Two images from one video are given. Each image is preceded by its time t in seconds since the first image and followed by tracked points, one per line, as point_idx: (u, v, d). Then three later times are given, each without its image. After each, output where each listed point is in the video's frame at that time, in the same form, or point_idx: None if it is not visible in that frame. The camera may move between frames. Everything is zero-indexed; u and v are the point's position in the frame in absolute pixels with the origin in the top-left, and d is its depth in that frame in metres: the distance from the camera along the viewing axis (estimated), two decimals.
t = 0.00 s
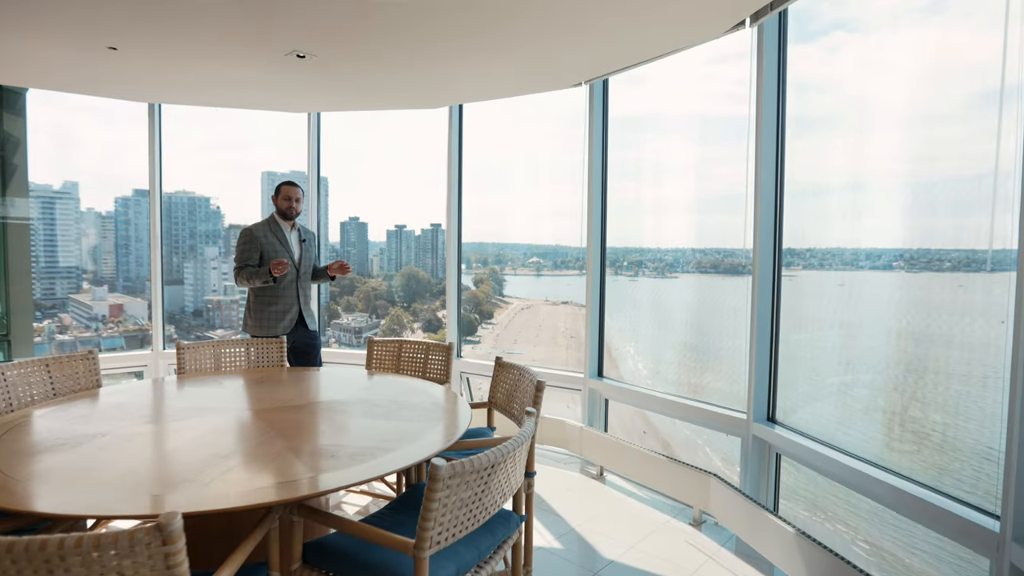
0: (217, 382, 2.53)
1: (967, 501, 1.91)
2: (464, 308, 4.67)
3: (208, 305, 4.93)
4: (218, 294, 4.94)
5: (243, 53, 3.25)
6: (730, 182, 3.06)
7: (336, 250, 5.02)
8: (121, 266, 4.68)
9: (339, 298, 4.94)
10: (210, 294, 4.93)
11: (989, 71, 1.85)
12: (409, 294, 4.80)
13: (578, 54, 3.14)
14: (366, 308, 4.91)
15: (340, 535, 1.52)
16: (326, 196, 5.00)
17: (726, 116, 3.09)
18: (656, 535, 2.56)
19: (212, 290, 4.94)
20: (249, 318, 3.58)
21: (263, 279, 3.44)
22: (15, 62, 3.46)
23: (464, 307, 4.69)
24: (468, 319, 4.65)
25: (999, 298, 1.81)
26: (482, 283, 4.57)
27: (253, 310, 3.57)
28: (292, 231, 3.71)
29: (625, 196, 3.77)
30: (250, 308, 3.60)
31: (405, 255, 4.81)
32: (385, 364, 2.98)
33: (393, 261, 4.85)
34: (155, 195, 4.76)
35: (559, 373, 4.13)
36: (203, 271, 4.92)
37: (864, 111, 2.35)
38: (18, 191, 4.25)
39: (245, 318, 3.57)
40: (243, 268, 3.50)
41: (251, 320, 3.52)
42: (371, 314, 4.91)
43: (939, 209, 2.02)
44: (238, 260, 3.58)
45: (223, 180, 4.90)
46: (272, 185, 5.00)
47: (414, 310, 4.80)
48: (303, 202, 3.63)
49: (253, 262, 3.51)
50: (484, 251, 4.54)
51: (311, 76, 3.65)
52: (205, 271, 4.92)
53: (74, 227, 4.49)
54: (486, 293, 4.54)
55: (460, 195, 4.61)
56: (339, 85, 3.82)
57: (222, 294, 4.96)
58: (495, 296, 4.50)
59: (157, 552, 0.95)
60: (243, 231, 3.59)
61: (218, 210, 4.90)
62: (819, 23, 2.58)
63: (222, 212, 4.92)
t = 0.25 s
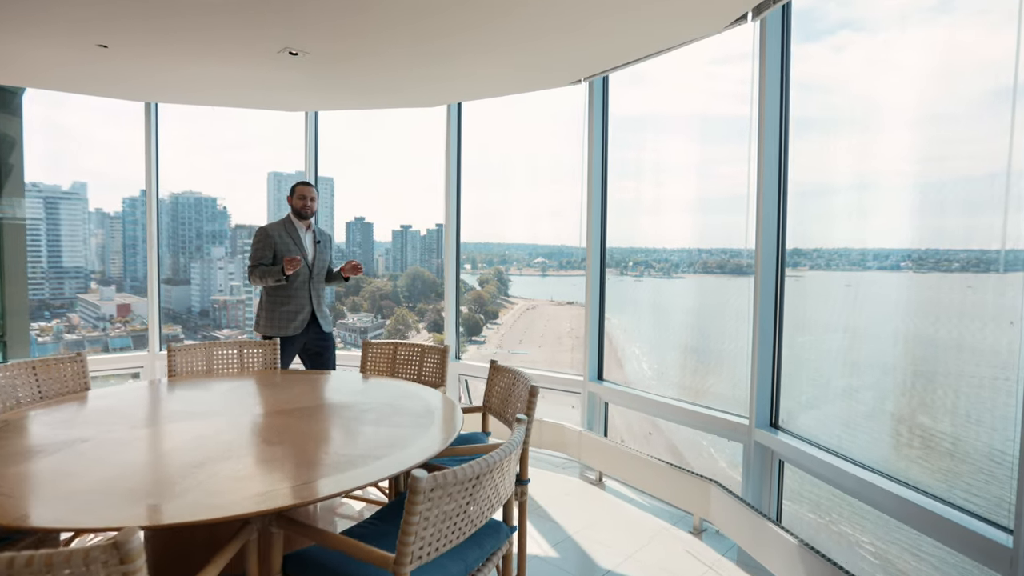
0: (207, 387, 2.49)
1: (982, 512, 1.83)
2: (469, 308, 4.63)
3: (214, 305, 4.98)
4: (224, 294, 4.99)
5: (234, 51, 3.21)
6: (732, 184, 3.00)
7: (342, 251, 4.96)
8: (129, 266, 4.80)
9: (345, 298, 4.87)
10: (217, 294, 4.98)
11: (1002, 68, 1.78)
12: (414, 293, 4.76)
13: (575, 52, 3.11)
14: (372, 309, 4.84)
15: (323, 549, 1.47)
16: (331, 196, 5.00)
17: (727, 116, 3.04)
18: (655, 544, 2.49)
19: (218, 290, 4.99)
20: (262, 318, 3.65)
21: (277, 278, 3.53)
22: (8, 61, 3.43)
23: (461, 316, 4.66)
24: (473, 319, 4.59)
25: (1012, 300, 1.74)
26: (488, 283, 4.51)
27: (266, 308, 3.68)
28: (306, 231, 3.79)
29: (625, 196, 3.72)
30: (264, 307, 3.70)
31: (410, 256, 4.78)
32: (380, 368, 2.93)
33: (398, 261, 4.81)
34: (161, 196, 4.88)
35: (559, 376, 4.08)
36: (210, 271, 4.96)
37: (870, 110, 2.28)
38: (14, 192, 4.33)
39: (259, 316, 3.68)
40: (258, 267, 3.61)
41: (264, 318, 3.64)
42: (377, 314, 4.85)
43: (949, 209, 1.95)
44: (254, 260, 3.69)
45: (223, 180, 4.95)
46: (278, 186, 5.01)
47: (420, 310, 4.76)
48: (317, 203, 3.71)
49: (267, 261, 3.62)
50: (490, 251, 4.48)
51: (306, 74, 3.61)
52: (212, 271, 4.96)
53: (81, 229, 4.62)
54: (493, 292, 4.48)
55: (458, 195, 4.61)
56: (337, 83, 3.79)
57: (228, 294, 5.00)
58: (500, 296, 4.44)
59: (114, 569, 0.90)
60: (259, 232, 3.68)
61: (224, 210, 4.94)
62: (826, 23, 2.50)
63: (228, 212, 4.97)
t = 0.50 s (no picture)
0: (195, 392, 2.45)
1: (994, 524, 1.76)
2: (472, 308, 4.59)
3: (220, 305, 5.07)
4: (230, 294, 5.08)
5: (223, 43, 3.16)
6: (733, 183, 2.94)
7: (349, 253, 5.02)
8: (136, 266, 4.86)
9: (350, 297, 4.86)
10: (223, 294, 5.07)
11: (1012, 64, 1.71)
12: (419, 293, 4.76)
13: (574, 49, 3.06)
14: (377, 308, 4.85)
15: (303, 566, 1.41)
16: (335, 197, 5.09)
17: (727, 115, 2.98)
18: (654, 553, 2.43)
19: (224, 290, 5.07)
20: (275, 319, 3.62)
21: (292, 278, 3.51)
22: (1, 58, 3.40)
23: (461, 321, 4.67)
24: (478, 318, 4.54)
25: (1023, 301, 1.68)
26: (492, 283, 4.45)
27: (280, 310, 3.63)
28: (322, 232, 3.81)
29: (625, 196, 3.66)
30: (278, 308, 3.65)
31: (415, 256, 4.79)
32: (374, 371, 2.88)
33: (402, 261, 4.83)
34: (169, 195, 4.93)
35: (558, 380, 4.04)
36: (216, 271, 5.04)
37: (876, 110, 2.21)
38: (10, 192, 4.35)
39: (273, 318, 3.64)
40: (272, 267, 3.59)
41: (278, 319, 3.62)
42: (382, 314, 4.87)
43: (958, 207, 1.89)
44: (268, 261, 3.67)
45: (229, 180, 5.06)
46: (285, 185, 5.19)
47: (425, 310, 4.75)
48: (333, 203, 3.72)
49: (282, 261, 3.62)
50: (496, 251, 4.41)
51: (299, 69, 3.56)
52: (218, 272, 5.05)
53: (89, 229, 4.69)
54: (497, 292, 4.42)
55: (456, 194, 4.61)
56: (335, 80, 3.75)
57: (234, 294, 5.10)
58: (506, 296, 4.37)
59: None
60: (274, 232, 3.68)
61: (230, 211, 5.05)
62: (831, 22, 2.43)
63: (234, 212, 5.07)
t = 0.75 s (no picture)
0: (184, 397, 2.40)
1: (1006, 534, 1.70)
2: (476, 308, 4.52)
3: (226, 305, 5.11)
4: (236, 294, 5.11)
5: (216, 40, 3.11)
6: (736, 183, 2.88)
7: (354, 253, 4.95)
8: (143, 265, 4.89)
9: (355, 297, 4.83)
10: (229, 294, 5.10)
11: None
12: (424, 294, 4.72)
13: (574, 46, 3.01)
14: (382, 308, 4.81)
15: None
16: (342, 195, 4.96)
17: (729, 114, 2.93)
18: (653, 562, 2.36)
19: (229, 290, 5.10)
20: (283, 319, 3.60)
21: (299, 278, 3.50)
22: None
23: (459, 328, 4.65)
24: (484, 319, 4.48)
25: None
26: (498, 283, 4.38)
27: (287, 310, 3.61)
28: (330, 232, 3.74)
29: (625, 196, 3.61)
30: (285, 308, 3.63)
31: (421, 256, 4.74)
32: (368, 374, 2.83)
33: (408, 261, 4.78)
34: (175, 196, 4.95)
35: (557, 384, 3.98)
36: (222, 271, 5.07)
37: (884, 110, 2.14)
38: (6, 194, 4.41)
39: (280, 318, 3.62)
40: (279, 267, 3.57)
41: (285, 320, 3.60)
42: (387, 314, 4.83)
43: (967, 206, 1.82)
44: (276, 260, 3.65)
45: (234, 180, 5.09)
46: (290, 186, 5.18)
47: (430, 311, 4.69)
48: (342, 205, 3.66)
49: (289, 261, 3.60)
50: (501, 251, 4.35)
51: (294, 66, 3.50)
52: (224, 272, 5.07)
53: (97, 228, 4.73)
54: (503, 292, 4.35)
55: (455, 194, 4.59)
56: (331, 78, 3.70)
57: (240, 294, 5.14)
58: (511, 296, 4.31)
59: None
60: (283, 232, 3.66)
61: (236, 211, 5.07)
62: (838, 21, 2.36)
63: (240, 212, 5.11)
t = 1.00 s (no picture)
0: (174, 400, 2.36)
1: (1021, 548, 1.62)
2: (481, 308, 4.46)
3: (232, 305, 5.24)
4: (242, 294, 5.25)
5: (208, 38, 3.05)
6: (738, 183, 2.82)
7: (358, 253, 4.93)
8: (151, 266, 5.09)
9: (359, 298, 4.82)
10: (235, 294, 5.23)
11: None
12: (429, 294, 4.68)
13: (571, 43, 2.97)
14: (387, 308, 4.80)
15: None
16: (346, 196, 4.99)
17: (731, 113, 2.87)
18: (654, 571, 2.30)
19: (235, 290, 5.25)
20: (285, 319, 3.57)
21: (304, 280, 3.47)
22: None
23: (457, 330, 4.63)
24: (489, 319, 4.41)
25: None
26: (502, 284, 4.32)
27: (289, 311, 3.57)
28: (334, 233, 3.73)
29: (625, 196, 3.56)
30: (287, 309, 3.59)
31: (425, 256, 4.69)
32: (364, 377, 2.78)
33: (414, 261, 4.74)
34: (181, 196, 5.11)
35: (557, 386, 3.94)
36: (228, 271, 5.22)
37: (892, 110, 2.07)
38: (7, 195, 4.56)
39: (281, 318, 3.57)
40: (282, 268, 3.52)
41: (288, 321, 3.57)
42: (392, 314, 4.81)
43: (978, 206, 1.75)
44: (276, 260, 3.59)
45: (241, 181, 5.20)
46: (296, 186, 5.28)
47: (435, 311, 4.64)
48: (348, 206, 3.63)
49: (292, 261, 3.54)
50: (506, 252, 4.29)
51: (289, 64, 3.45)
52: (230, 272, 5.22)
53: (105, 228, 4.95)
54: (507, 293, 4.28)
55: (453, 193, 4.56)
56: (326, 76, 3.66)
57: (245, 294, 5.26)
58: (516, 297, 4.22)
59: None
60: (286, 231, 3.60)
61: (242, 211, 5.19)
62: (844, 20, 2.29)
63: (246, 213, 5.22)
